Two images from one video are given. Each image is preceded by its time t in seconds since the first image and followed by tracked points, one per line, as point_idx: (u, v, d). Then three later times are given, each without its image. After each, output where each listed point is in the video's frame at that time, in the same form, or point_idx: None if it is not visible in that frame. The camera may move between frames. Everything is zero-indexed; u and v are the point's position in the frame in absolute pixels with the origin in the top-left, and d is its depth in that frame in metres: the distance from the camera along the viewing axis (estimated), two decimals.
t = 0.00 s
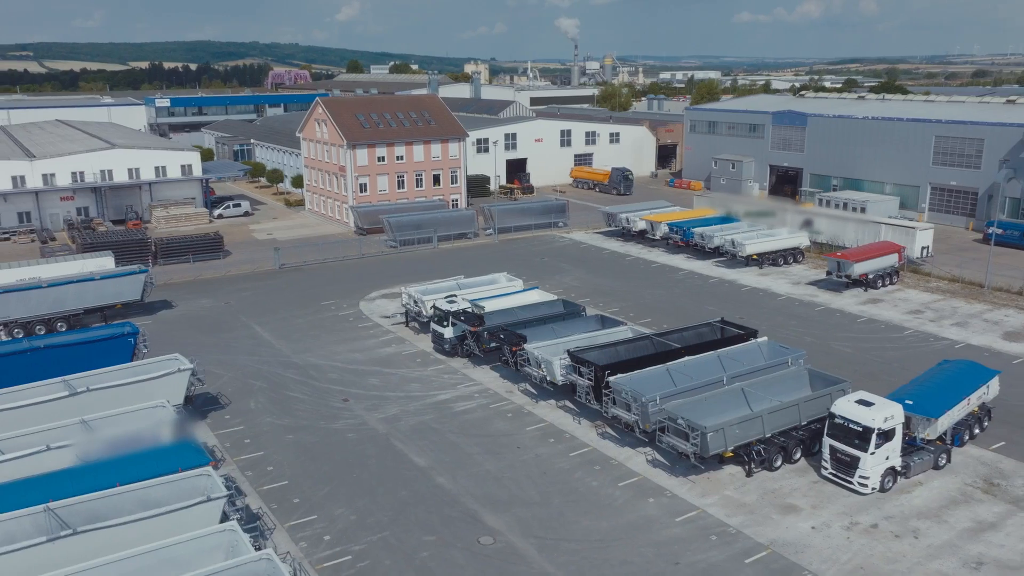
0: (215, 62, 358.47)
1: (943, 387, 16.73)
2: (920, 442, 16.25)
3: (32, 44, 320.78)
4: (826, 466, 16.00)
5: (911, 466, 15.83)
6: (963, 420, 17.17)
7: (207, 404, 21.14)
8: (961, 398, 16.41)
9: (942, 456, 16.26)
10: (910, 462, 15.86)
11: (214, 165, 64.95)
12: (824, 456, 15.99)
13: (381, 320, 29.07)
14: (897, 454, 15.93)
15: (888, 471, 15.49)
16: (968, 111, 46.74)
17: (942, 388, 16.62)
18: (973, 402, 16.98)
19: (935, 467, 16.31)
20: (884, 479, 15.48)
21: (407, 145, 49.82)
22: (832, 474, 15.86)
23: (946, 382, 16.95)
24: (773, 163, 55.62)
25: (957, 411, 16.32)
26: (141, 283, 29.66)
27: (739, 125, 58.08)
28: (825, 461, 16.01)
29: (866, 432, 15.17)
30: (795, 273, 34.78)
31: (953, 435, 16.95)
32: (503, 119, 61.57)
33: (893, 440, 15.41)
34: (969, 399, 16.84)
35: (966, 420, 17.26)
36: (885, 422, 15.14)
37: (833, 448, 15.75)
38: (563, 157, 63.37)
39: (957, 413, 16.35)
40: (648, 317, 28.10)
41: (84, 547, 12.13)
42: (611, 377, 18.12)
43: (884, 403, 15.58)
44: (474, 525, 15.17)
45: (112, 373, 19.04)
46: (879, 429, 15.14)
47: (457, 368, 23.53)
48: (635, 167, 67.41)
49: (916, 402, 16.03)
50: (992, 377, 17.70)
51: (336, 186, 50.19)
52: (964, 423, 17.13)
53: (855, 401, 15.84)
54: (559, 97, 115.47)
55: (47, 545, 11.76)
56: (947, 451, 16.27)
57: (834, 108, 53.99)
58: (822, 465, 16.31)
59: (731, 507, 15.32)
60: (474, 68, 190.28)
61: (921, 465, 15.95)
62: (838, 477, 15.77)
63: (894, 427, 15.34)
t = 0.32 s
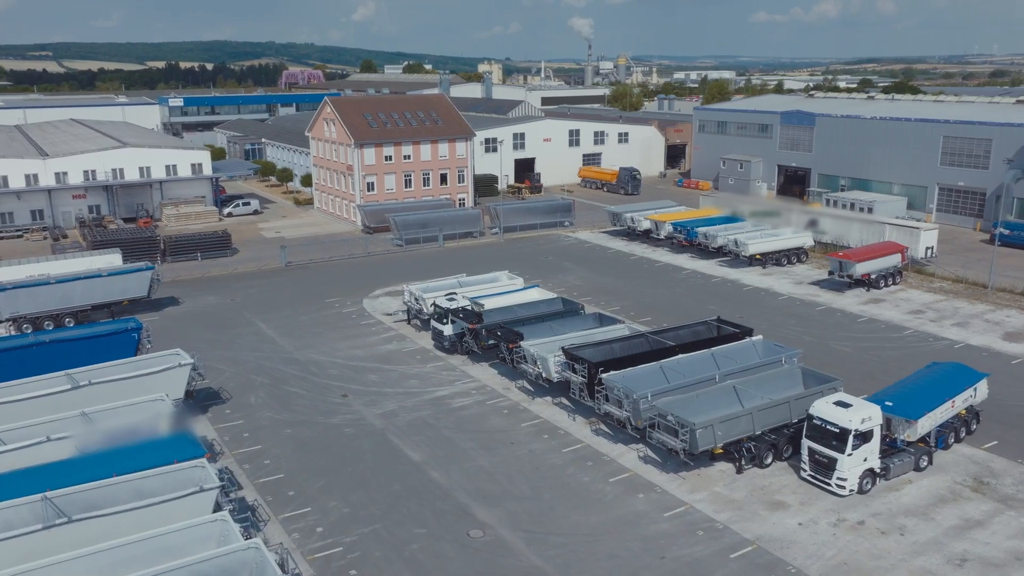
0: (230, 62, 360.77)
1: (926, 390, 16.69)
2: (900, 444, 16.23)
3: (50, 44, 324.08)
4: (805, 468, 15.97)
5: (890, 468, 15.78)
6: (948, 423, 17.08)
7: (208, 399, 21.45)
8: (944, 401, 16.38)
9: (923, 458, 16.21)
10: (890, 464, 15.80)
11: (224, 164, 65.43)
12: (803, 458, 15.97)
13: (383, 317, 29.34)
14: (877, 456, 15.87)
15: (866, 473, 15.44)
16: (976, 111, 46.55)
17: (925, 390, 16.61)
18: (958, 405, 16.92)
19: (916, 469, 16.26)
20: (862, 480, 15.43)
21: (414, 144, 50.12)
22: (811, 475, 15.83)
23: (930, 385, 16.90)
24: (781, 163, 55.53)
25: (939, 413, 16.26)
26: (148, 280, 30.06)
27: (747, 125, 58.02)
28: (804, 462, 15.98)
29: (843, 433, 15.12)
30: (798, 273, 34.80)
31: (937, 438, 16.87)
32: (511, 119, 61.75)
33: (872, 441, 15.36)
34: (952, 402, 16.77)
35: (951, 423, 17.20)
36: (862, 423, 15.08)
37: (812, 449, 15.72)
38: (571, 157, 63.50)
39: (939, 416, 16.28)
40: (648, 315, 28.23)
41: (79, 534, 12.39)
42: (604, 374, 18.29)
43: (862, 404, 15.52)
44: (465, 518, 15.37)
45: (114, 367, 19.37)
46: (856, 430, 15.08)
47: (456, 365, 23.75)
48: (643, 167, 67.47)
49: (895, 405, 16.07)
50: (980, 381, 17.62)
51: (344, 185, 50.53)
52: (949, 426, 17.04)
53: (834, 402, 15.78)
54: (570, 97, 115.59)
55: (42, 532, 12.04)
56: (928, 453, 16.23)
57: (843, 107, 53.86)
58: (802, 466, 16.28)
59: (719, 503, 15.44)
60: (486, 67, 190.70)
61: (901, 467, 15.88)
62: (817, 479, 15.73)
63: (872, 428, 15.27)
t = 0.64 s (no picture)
0: (248, 62, 363.27)
1: (913, 392, 16.54)
2: (885, 446, 16.09)
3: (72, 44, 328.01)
4: (787, 469, 15.90)
5: (873, 470, 15.67)
6: (937, 426, 16.90)
7: (213, 393, 21.81)
8: (931, 403, 16.23)
9: (907, 460, 16.09)
10: (872, 466, 15.70)
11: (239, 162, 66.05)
12: (786, 459, 15.90)
13: (389, 314, 29.62)
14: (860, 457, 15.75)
15: (849, 475, 15.33)
16: (990, 111, 46.22)
17: (913, 393, 16.47)
18: (948, 407, 16.75)
19: (900, 471, 16.14)
20: (844, 482, 15.33)
21: (425, 143, 50.40)
22: (793, 477, 15.77)
23: (918, 388, 16.74)
24: (793, 163, 55.35)
25: (925, 415, 16.11)
26: (158, 276, 30.48)
27: (760, 125, 57.87)
28: (787, 464, 15.91)
29: (824, 435, 15.05)
30: (805, 273, 34.73)
31: (925, 441, 16.71)
32: (523, 118, 61.88)
33: (854, 443, 15.24)
34: (941, 405, 16.60)
35: (940, 426, 17.03)
36: (843, 425, 14.96)
37: (793, 451, 15.66)
38: (583, 157, 63.58)
39: (926, 419, 16.13)
40: (652, 314, 28.33)
41: (78, 522, 12.69)
42: (601, 371, 18.45)
43: (844, 406, 15.38)
44: (459, 512, 15.57)
45: (120, 361, 19.74)
46: (837, 432, 14.99)
47: (458, 361, 23.97)
48: (655, 167, 67.46)
49: (879, 407, 15.97)
50: (972, 385, 17.43)
51: (356, 184, 50.88)
52: (937, 429, 16.87)
53: (816, 404, 15.69)
54: (585, 96, 115.63)
55: (43, 519, 12.36)
56: (913, 455, 16.10)
57: (856, 107, 53.60)
58: (785, 468, 16.20)
59: (712, 499, 15.55)
60: (503, 66, 190.93)
61: (884, 470, 15.78)
62: (799, 480, 15.67)
63: (853, 430, 15.16)
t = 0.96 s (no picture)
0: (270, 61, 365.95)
1: (903, 394, 16.41)
2: (872, 448, 15.99)
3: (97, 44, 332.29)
4: (773, 470, 15.87)
5: (859, 472, 15.60)
6: (928, 429, 16.73)
7: (222, 387, 22.20)
8: (921, 406, 16.06)
9: (895, 463, 15.97)
10: (859, 468, 15.61)
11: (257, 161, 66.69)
12: (771, 460, 15.86)
13: (398, 311, 29.91)
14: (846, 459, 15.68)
15: (834, 477, 15.26)
16: (1008, 111, 45.78)
17: (903, 395, 16.32)
18: (940, 411, 16.56)
19: (888, 474, 16.03)
20: (829, 484, 15.25)
21: (439, 142, 50.69)
22: (779, 478, 15.73)
23: (909, 390, 16.59)
24: (809, 163, 55.08)
25: (914, 418, 15.96)
26: (172, 272, 30.98)
27: (777, 125, 57.64)
28: (773, 464, 15.88)
29: (808, 437, 15.01)
30: (816, 273, 34.65)
31: (915, 444, 16.57)
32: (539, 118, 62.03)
33: (839, 445, 15.18)
34: (933, 408, 16.43)
35: (932, 429, 16.85)
36: (827, 427, 14.92)
37: (779, 452, 15.62)
38: (598, 156, 63.62)
39: (915, 421, 15.98)
40: (660, 313, 28.41)
41: (82, 509, 13.03)
42: (601, 368, 18.61)
43: (830, 407, 15.34)
44: (457, 505, 15.78)
45: (131, 354, 20.15)
46: (821, 434, 14.95)
47: (464, 358, 24.20)
48: (671, 167, 67.38)
49: (867, 408, 15.86)
50: (968, 389, 17.19)
51: (370, 182, 51.30)
52: (928, 432, 16.71)
53: (803, 405, 15.65)
54: (603, 96, 115.59)
55: (48, 506, 12.71)
56: (901, 458, 15.98)
57: (873, 107, 53.26)
58: (771, 468, 16.16)
59: (708, 496, 15.65)
60: (524, 65, 191.24)
61: (871, 472, 15.69)
62: (784, 481, 15.63)
63: (839, 432, 15.10)
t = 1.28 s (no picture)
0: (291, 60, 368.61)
1: (896, 397, 16.24)
2: (862, 450, 15.89)
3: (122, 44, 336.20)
4: (761, 471, 15.83)
5: (848, 474, 15.48)
6: (922, 432, 16.55)
7: (233, 381, 22.57)
8: (914, 409, 15.89)
9: (886, 466, 15.84)
10: (847, 470, 15.51)
11: (275, 160, 67.31)
12: (759, 462, 15.82)
13: (409, 309, 30.18)
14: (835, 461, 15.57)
15: (821, 479, 15.16)
16: None
17: (896, 398, 16.16)
18: (934, 415, 16.37)
19: (878, 476, 15.90)
20: (816, 486, 15.17)
21: (454, 142, 50.94)
22: (766, 479, 15.70)
23: (903, 392, 16.40)
24: (826, 163, 54.76)
25: (906, 421, 15.82)
26: (188, 268, 31.44)
27: (794, 125, 57.35)
28: (760, 466, 15.84)
29: (795, 438, 14.94)
30: (828, 273, 34.50)
31: (908, 447, 16.41)
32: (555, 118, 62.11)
33: (827, 446, 15.07)
34: (927, 411, 16.22)
35: (926, 433, 16.65)
36: (814, 428, 14.82)
37: (767, 453, 15.56)
38: (614, 156, 63.60)
39: (907, 424, 15.85)
40: (668, 313, 28.47)
41: (89, 498, 13.37)
42: (604, 367, 18.71)
43: (818, 409, 15.22)
44: (458, 499, 15.98)
45: (143, 348, 20.53)
46: (808, 436, 14.86)
47: (471, 356, 24.40)
48: (687, 167, 67.24)
49: (856, 410, 15.79)
50: (965, 393, 16.94)
51: (386, 181, 51.66)
52: (922, 435, 16.53)
53: (791, 406, 15.57)
54: (621, 96, 115.48)
55: (56, 494, 13.05)
56: (891, 460, 15.86)
57: (891, 108, 52.86)
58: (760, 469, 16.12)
59: (707, 493, 15.73)
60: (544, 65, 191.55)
61: (859, 474, 15.57)
62: (772, 482, 15.59)
63: (826, 434, 14.99)
